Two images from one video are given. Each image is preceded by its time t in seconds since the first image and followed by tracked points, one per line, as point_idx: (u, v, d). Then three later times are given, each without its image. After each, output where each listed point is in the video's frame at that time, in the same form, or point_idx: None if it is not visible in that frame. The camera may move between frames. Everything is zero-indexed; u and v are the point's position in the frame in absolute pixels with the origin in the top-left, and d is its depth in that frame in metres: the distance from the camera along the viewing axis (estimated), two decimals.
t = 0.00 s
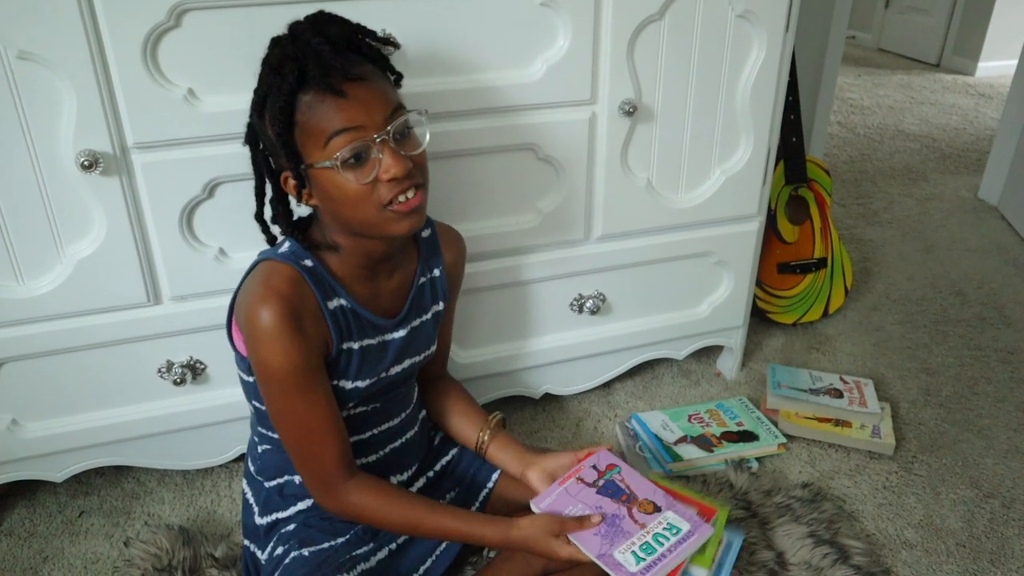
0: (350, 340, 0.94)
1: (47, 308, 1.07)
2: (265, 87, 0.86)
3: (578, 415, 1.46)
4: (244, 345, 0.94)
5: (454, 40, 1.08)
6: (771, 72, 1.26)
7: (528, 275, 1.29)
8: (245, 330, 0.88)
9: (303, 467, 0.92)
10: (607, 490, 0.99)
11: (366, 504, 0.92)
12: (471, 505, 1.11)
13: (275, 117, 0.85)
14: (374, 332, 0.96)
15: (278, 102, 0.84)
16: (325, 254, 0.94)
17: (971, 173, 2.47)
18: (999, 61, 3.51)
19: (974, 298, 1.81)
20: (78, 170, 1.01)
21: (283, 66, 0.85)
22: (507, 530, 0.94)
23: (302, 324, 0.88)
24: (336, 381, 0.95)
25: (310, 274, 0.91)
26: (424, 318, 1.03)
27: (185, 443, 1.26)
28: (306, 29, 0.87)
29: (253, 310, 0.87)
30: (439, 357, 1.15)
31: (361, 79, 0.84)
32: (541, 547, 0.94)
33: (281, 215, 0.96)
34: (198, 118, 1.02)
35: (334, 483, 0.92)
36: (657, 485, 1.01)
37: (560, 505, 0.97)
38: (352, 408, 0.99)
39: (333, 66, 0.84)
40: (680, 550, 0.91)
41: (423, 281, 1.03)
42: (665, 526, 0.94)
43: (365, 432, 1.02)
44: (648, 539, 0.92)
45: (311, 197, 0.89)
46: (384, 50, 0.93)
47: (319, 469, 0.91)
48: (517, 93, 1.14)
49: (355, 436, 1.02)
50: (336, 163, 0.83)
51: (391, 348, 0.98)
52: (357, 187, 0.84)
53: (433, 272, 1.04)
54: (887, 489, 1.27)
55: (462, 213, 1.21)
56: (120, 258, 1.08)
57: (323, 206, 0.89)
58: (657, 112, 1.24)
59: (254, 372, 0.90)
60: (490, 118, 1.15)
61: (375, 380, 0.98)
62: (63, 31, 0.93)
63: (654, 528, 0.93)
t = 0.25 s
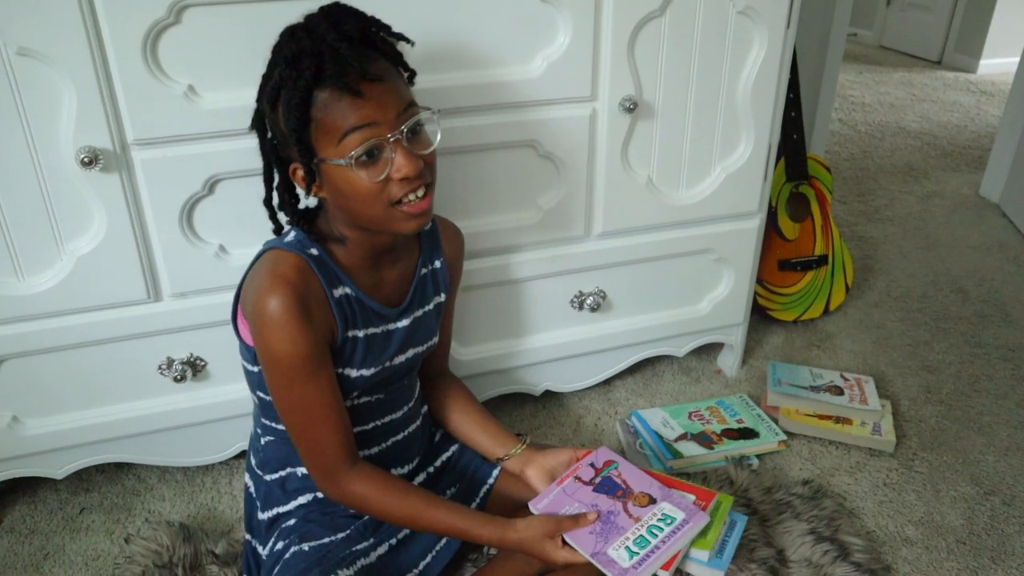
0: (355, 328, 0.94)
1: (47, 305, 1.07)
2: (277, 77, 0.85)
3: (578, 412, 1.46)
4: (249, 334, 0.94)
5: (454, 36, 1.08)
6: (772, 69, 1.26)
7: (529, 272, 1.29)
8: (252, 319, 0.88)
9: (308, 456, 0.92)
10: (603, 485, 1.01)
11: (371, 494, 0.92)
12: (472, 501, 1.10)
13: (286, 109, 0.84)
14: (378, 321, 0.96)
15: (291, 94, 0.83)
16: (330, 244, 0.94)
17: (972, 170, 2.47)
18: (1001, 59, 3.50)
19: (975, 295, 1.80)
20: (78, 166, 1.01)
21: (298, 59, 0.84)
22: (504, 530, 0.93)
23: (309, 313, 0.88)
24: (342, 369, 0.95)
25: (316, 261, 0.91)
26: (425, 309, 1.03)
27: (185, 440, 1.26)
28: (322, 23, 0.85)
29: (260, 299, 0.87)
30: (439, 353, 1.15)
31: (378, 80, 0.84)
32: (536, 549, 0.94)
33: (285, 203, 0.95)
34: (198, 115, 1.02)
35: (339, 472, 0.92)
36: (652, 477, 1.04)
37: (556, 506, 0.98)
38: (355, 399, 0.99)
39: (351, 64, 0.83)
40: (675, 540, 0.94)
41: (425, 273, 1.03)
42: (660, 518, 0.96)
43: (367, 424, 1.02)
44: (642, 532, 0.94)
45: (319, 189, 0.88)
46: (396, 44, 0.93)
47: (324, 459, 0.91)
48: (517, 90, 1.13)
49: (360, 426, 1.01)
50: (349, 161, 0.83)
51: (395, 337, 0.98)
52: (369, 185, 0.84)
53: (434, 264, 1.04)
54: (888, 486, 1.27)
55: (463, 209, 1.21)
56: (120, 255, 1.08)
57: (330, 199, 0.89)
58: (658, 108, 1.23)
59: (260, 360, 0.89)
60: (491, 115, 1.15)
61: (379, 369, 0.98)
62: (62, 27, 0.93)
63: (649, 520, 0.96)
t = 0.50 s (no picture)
0: (359, 323, 0.94)
1: (48, 303, 1.07)
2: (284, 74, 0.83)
3: (578, 409, 1.46)
4: (253, 331, 0.94)
5: (454, 34, 1.08)
6: (772, 66, 1.26)
7: (529, 270, 1.29)
8: (256, 313, 0.88)
9: (310, 453, 0.92)
10: (596, 491, 1.00)
11: (371, 495, 0.92)
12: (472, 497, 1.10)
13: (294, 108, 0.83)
14: (381, 317, 0.96)
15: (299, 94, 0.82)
16: (332, 239, 0.93)
17: (973, 168, 2.47)
18: (1001, 56, 3.50)
19: (975, 293, 1.80)
20: (79, 163, 1.01)
21: (307, 58, 0.83)
22: (503, 542, 0.93)
23: (315, 310, 0.88)
24: (343, 365, 0.95)
25: (320, 256, 0.91)
26: (427, 306, 1.03)
27: (185, 438, 1.26)
28: (330, 21, 0.84)
29: (266, 293, 0.87)
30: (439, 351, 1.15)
31: (388, 82, 0.84)
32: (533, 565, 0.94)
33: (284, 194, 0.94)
34: (198, 112, 1.02)
35: (339, 470, 0.92)
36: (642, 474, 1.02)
37: (553, 519, 0.97)
38: (356, 396, 0.99)
39: (362, 67, 0.82)
40: (671, 545, 0.92)
41: (426, 269, 1.03)
42: (654, 522, 0.95)
43: (369, 420, 1.02)
44: (639, 540, 0.93)
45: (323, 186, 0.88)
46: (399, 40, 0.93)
47: (325, 456, 0.91)
48: (517, 87, 1.13)
49: (361, 424, 1.02)
50: (358, 163, 0.83)
51: (397, 333, 0.98)
52: (377, 186, 0.85)
53: (436, 261, 1.05)
54: (888, 483, 1.27)
55: (463, 207, 1.21)
56: (121, 252, 1.08)
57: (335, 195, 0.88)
58: (659, 106, 1.23)
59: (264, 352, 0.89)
60: (491, 112, 1.14)
61: (381, 365, 0.98)
62: (62, 24, 0.93)
63: (644, 526, 0.95)
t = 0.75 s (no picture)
0: (357, 323, 0.94)
1: (48, 302, 1.07)
2: (282, 74, 0.83)
3: (578, 408, 1.46)
4: (251, 333, 0.94)
5: (454, 32, 1.08)
6: (773, 64, 1.26)
7: (529, 268, 1.29)
8: (254, 314, 0.88)
9: (304, 456, 0.92)
10: (587, 501, 1.00)
11: (363, 502, 0.92)
12: (472, 496, 1.11)
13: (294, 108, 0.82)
14: (379, 318, 0.96)
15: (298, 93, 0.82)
16: (330, 240, 0.93)
17: (973, 166, 2.46)
18: (1001, 54, 3.49)
19: (976, 291, 1.80)
20: (78, 162, 1.01)
21: (305, 58, 0.82)
22: (495, 555, 0.94)
23: (312, 314, 0.88)
24: (342, 366, 0.95)
25: (316, 258, 0.91)
26: (426, 306, 1.03)
27: (186, 436, 1.26)
28: (327, 20, 0.84)
29: (263, 295, 0.87)
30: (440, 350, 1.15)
31: (387, 79, 0.84)
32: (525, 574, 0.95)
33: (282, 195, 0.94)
34: (197, 111, 1.02)
35: (333, 475, 0.92)
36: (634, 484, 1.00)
37: (545, 528, 0.99)
38: (356, 396, 0.99)
39: (361, 64, 0.83)
40: (656, 569, 0.93)
41: (425, 269, 1.03)
42: (641, 541, 0.95)
43: (369, 421, 1.02)
44: (625, 560, 0.94)
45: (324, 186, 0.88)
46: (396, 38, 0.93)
47: (319, 461, 0.91)
48: (517, 86, 1.13)
49: (360, 424, 1.02)
50: (361, 160, 0.83)
51: (396, 333, 0.98)
52: (380, 184, 0.85)
53: (434, 261, 1.05)
54: (888, 481, 1.27)
55: (463, 206, 1.21)
56: (120, 251, 1.08)
57: (335, 194, 0.88)
58: (658, 104, 1.23)
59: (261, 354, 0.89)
60: (492, 110, 1.14)
61: (379, 366, 0.98)
62: (61, 23, 0.93)
63: (631, 544, 0.95)
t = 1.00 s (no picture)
0: (358, 322, 0.94)
1: (48, 301, 1.07)
2: (279, 82, 0.82)
3: (578, 407, 1.46)
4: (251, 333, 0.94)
5: (454, 31, 1.08)
6: (772, 63, 1.26)
7: (530, 267, 1.29)
8: (254, 315, 0.88)
9: (303, 457, 0.92)
10: (574, 487, 1.00)
11: (362, 503, 0.92)
12: (472, 494, 1.11)
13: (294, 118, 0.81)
14: (379, 316, 0.96)
15: (299, 103, 0.81)
16: (329, 240, 0.93)
17: (973, 165, 2.46)
18: (1001, 53, 3.49)
19: (976, 290, 1.80)
20: (78, 161, 1.01)
21: (305, 68, 0.81)
22: (493, 552, 0.94)
23: (314, 315, 0.88)
24: (342, 365, 0.95)
25: (316, 257, 0.90)
26: (425, 302, 1.03)
27: (185, 435, 1.26)
28: (324, 27, 0.83)
29: (264, 295, 0.87)
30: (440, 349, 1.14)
31: (390, 87, 0.83)
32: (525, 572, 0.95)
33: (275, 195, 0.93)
34: (197, 109, 1.01)
35: (332, 476, 0.92)
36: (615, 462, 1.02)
37: (538, 523, 0.99)
38: (357, 395, 0.99)
39: (362, 75, 0.81)
40: (655, 535, 0.94)
41: (424, 264, 1.03)
42: (634, 513, 0.96)
43: (369, 420, 1.02)
44: (623, 534, 0.95)
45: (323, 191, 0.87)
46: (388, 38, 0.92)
47: (319, 462, 0.91)
48: (517, 84, 1.13)
49: (361, 423, 1.01)
50: (367, 171, 0.83)
51: (396, 330, 0.98)
52: (383, 192, 0.85)
53: (433, 256, 1.04)
54: (888, 480, 1.27)
55: (463, 205, 1.21)
56: (120, 250, 1.08)
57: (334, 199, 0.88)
58: (658, 103, 1.23)
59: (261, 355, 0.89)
60: (492, 109, 1.14)
61: (379, 364, 0.98)
62: (61, 21, 0.93)
63: (626, 519, 0.96)
